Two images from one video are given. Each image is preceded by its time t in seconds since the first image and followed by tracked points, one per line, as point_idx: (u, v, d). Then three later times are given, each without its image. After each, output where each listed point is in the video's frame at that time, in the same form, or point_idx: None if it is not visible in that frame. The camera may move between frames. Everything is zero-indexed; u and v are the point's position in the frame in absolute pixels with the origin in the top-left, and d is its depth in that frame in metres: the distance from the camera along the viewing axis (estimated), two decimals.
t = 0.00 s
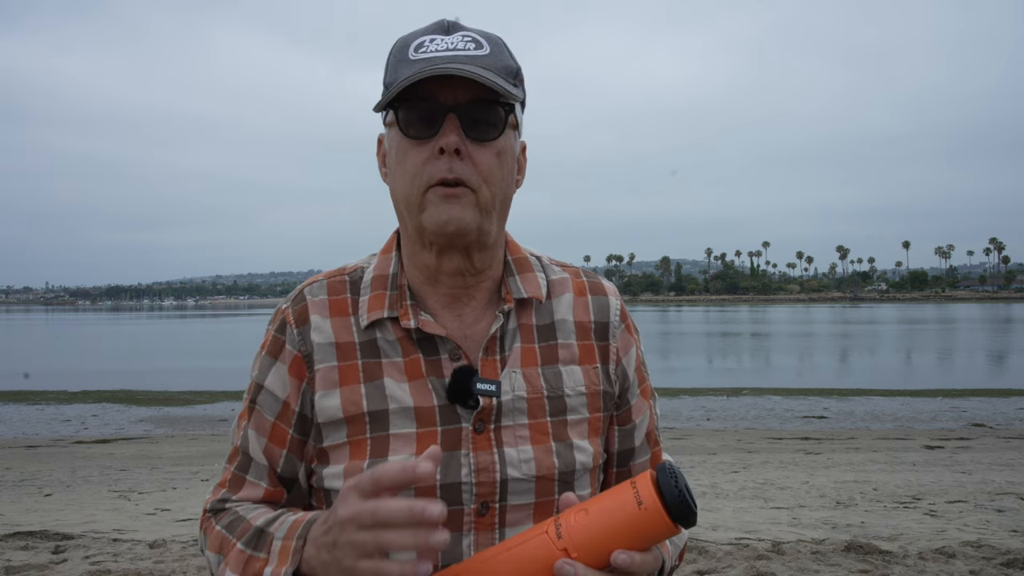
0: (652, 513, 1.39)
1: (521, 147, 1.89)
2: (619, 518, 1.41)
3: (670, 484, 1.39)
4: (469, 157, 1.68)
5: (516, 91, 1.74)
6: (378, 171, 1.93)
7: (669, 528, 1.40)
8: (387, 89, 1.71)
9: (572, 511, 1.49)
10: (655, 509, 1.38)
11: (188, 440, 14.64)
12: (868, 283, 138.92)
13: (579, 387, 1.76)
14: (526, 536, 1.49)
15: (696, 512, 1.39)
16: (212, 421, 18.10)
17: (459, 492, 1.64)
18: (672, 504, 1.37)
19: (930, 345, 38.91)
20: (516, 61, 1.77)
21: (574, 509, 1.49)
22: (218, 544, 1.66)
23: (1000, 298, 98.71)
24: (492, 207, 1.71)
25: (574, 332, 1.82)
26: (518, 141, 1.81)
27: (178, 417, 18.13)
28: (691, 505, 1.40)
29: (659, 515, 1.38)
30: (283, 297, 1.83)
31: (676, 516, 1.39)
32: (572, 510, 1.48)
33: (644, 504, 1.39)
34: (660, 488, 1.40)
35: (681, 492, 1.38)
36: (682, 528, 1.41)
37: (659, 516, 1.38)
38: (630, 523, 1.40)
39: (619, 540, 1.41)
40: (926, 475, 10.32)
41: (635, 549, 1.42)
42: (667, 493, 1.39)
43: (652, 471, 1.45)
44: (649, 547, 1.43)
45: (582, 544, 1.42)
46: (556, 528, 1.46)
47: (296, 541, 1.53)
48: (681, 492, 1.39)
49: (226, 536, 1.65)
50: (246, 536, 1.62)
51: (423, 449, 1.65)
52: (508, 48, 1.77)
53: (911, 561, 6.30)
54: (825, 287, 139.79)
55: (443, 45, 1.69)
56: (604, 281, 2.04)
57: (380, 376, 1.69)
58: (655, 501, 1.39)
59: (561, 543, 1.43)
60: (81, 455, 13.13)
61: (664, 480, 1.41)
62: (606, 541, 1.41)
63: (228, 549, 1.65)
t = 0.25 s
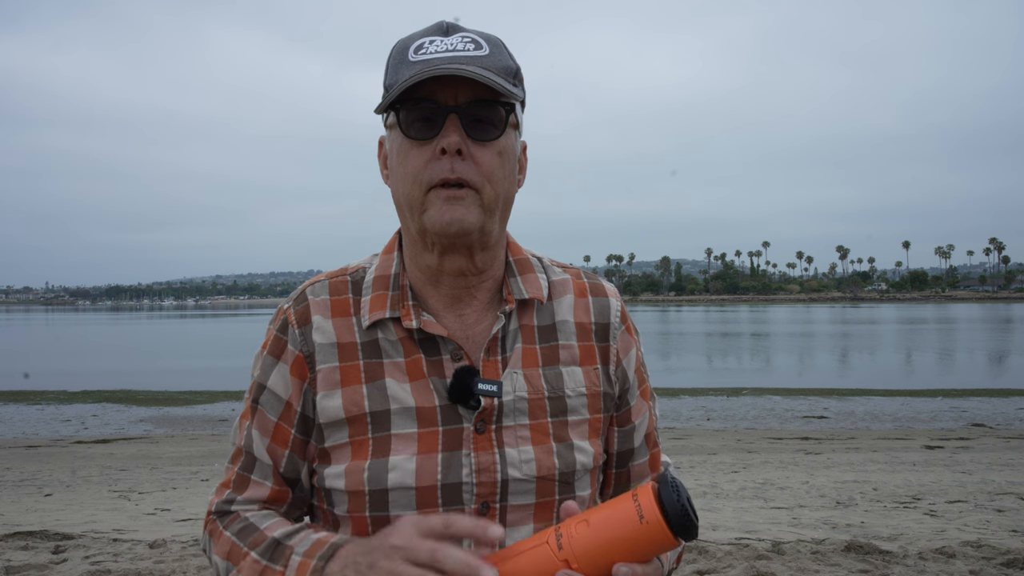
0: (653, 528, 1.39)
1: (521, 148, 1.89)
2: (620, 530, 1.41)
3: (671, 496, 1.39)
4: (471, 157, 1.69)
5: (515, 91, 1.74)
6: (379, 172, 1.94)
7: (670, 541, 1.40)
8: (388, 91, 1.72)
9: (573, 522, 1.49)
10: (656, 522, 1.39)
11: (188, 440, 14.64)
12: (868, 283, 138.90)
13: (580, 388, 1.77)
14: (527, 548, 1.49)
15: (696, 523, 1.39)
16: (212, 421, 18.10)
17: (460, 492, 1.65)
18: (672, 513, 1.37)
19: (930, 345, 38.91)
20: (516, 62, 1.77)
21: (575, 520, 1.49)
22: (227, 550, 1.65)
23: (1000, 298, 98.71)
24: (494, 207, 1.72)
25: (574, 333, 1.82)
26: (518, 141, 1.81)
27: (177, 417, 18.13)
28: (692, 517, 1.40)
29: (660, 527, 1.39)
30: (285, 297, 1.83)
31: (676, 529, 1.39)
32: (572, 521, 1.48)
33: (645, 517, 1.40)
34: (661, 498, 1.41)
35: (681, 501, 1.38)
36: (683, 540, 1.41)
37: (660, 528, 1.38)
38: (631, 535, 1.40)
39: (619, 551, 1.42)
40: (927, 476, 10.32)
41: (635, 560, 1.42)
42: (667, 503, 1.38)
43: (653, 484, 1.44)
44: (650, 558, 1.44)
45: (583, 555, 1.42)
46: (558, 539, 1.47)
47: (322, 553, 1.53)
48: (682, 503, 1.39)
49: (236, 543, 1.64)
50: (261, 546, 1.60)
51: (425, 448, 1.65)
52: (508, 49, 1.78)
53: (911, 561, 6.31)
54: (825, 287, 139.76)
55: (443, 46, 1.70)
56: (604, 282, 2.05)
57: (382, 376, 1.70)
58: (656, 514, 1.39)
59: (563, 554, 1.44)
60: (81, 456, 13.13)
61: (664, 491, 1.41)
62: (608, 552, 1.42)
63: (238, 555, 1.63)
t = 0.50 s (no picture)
0: (652, 525, 1.39)
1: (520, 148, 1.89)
2: (620, 527, 1.41)
3: (670, 494, 1.39)
4: (470, 158, 1.69)
5: (514, 91, 1.74)
6: (378, 174, 1.94)
7: (670, 538, 1.40)
8: (386, 92, 1.72)
9: (573, 520, 1.49)
10: (656, 519, 1.39)
11: (188, 440, 14.64)
12: (868, 283, 138.88)
13: (579, 388, 1.77)
14: (528, 544, 1.49)
15: (696, 521, 1.39)
16: (212, 421, 18.10)
17: (459, 492, 1.65)
18: (671, 510, 1.37)
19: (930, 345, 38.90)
20: (514, 62, 1.77)
21: (575, 518, 1.49)
22: (231, 554, 1.65)
23: (1000, 298, 98.71)
24: (494, 208, 1.72)
25: (574, 333, 1.82)
26: (518, 141, 1.81)
27: (177, 417, 18.12)
28: (692, 515, 1.40)
29: (660, 525, 1.39)
30: (285, 297, 1.83)
31: (676, 527, 1.39)
32: (572, 519, 1.48)
33: (645, 515, 1.40)
34: (660, 496, 1.40)
35: (681, 499, 1.38)
36: (683, 538, 1.41)
37: (660, 526, 1.39)
38: (631, 533, 1.40)
39: (619, 549, 1.42)
40: (927, 475, 10.32)
41: (635, 557, 1.42)
42: (667, 500, 1.39)
43: (652, 481, 1.44)
44: (650, 556, 1.45)
45: (583, 553, 1.42)
46: (557, 537, 1.47)
47: (331, 569, 1.56)
48: (681, 501, 1.39)
49: (241, 550, 1.65)
50: (267, 557, 1.62)
51: (425, 449, 1.65)
52: (506, 49, 1.78)
53: (911, 561, 6.31)
54: (825, 287, 139.73)
55: (441, 46, 1.70)
56: (604, 281, 2.05)
57: (382, 377, 1.70)
58: (656, 512, 1.39)
59: (562, 552, 1.44)
60: (81, 456, 13.12)
61: (664, 489, 1.41)
62: (609, 550, 1.42)
63: (244, 564, 1.64)
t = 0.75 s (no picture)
0: (650, 523, 1.39)
1: (515, 147, 1.89)
2: (616, 524, 1.42)
3: (667, 492, 1.40)
4: (465, 156, 1.68)
5: (508, 88, 1.74)
6: (375, 173, 1.93)
7: (667, 535, 1.41)
8: (380, 91, 1.72)
9: (570, 518, 1.49)
10: (652, 515, 1.39)
11: (188, 440, 14.64)
12: (868, 283, 138.87)
13: (578, 387, 1.77)
14: (526, 542, 1.49)
15: (694, 517, 1.40)
16: (212, 420, 18.10)
17: (458, 492, 1.65)
18: (669, 507, 1.38)
19: (930, 345, 38.90)
20: (508, 60, 1.77)
21: (572, 517, 1.49)
22: (231, 557, 1.65)
23: (1000, 298, 98.72)
24: (490, 206, 1.72)
25: (572, 333, 1.82)
26: (513, 139, 1.81)
27: (177, 417, 18.12)
28: (689, 512, 1.41)
29: (656, 521, 1.39)
30: (283, 297, 1.83)
31: (673, 524, 1.39)
32: (569, 517, 1.48)
33: (643, 512, 1.40)
34: (658, 494, 1.41)
35: (678, 496, 1.39)
36: (679, 535, 1.42)
37: (656, 523, 1.39)
38: (628, 532, 1.41)
39: (615, 547, 1.42)
40: (927, 475, 10.32)
41: (631, 554, 1.43)
42: (664, 498, 1.39)
43: (649, 478, 1.45)
44: (647, 554, 1.44)
45: (580, 552, 1.42)
46: (554, 535, 1.47)
47: (330, 570, 1.56)
48: (676, 498, 1.39)
49: (240, 551, 1.64)
50: (266, 558, 1.62)
51: (423, 449, 1.65)
52: (500, 47, 1.77)
53: (911, 561, 6.31)
54: (825, 287, 139.72)
55: (434, 46, 1.69)
56: (603, 279, 2.05)
57: (380, 377, 1.70)
58: (653, 509, 1.40)
59: (559, 550, 1.43)
60: (81, 456, 13.12)
61: (661, 486, 1.41)
62: (606, 548, 1.42)
63: (243, 565, 1.64)
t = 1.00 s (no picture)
0: (648, 523, 1.39)
1: (511, 146, 1.89)
2: (614, 525, 1.41)
3: (664, 492, 1.39)
4: (460, 156, 1.68)
5: (501, 87, 1.74)
6: (371, 175, 1.93)
7: (664, 535, 1.40)
8: (373, 94, 1.72)
9: (568, 519, 1.49)
10: (649, 515, 1.39)
11: (188, 440, 14.63)
12: (868, 283, 138.84)
13: (576, 387, 1.76)
14: (524, 543, 1.49)
15: (691, 517, 1.40)
16: (212, 421, 18.10)
17: (457, 493, 1.65)
18: (666, 507, 1.38)
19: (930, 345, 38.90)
20: (501, 59, 1.77)
21: (570, 518, 1.49)
22: (230, 560, 1.65)
23: (999, 298, 98.72)
24: (486, 207, 1.71)
25: (570, 332, 1.82)
26: (507, 139, 1.81)
27: (177, 417, 18.11)
28: (686, 513, 1.40)
29: (653, 521, 1.39)
30: (281, 299, 1.83)
31: (670, 524, 1.39)
32: (567, 518, 1.48)
33: (640, 512, 1.40)
34: (655, 494, 1.41)
35: (675, 496, 1.38)
36: (677, 535, 1.42)
37: (654, 523, 1.39)
38: (625, 532, 1.40)
39: (613, 548, 1.42)
40: (927, 475, 10.31)
41: (629, 554, 1.42)
42: (661, 498, 1.39)
43: (646, 478, 1.45)
44: (644, 554, 1.44)
45: (578, 552, 1.42)
46: (553, 536, 1.46)
47: (330, 571, 1.55)
48: (673, 497, 1.39)
49: (240, 553, 1.64)
50: (266, 559, 1.61)
51: (421, 449, 1.65)
52: (493, 47, 1.77)
53: (911, 561, 6.31)
54: (824, 287, 139.69)
55: (426, 46, 1.69)
56: (601, 278, 2.04)
57: (377, 378, 1.69)
58: (650, 510, 1.39)
59: (557, 552, 1.43)
60: (81, 456, 13.11)
61: (658, 486, 1.41)
62: (604, 548, 1.42)
63: (243, 567, 1.64)
